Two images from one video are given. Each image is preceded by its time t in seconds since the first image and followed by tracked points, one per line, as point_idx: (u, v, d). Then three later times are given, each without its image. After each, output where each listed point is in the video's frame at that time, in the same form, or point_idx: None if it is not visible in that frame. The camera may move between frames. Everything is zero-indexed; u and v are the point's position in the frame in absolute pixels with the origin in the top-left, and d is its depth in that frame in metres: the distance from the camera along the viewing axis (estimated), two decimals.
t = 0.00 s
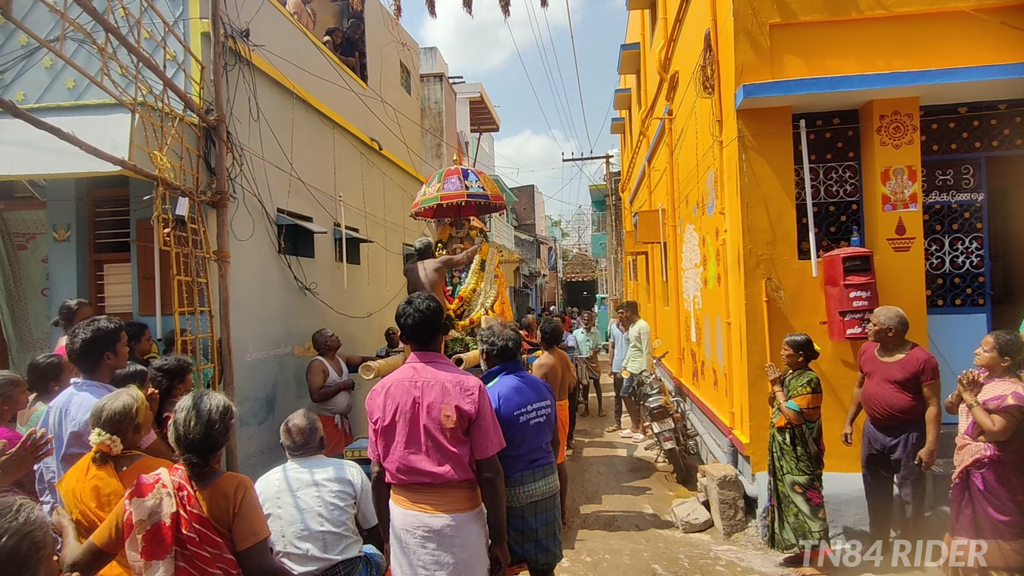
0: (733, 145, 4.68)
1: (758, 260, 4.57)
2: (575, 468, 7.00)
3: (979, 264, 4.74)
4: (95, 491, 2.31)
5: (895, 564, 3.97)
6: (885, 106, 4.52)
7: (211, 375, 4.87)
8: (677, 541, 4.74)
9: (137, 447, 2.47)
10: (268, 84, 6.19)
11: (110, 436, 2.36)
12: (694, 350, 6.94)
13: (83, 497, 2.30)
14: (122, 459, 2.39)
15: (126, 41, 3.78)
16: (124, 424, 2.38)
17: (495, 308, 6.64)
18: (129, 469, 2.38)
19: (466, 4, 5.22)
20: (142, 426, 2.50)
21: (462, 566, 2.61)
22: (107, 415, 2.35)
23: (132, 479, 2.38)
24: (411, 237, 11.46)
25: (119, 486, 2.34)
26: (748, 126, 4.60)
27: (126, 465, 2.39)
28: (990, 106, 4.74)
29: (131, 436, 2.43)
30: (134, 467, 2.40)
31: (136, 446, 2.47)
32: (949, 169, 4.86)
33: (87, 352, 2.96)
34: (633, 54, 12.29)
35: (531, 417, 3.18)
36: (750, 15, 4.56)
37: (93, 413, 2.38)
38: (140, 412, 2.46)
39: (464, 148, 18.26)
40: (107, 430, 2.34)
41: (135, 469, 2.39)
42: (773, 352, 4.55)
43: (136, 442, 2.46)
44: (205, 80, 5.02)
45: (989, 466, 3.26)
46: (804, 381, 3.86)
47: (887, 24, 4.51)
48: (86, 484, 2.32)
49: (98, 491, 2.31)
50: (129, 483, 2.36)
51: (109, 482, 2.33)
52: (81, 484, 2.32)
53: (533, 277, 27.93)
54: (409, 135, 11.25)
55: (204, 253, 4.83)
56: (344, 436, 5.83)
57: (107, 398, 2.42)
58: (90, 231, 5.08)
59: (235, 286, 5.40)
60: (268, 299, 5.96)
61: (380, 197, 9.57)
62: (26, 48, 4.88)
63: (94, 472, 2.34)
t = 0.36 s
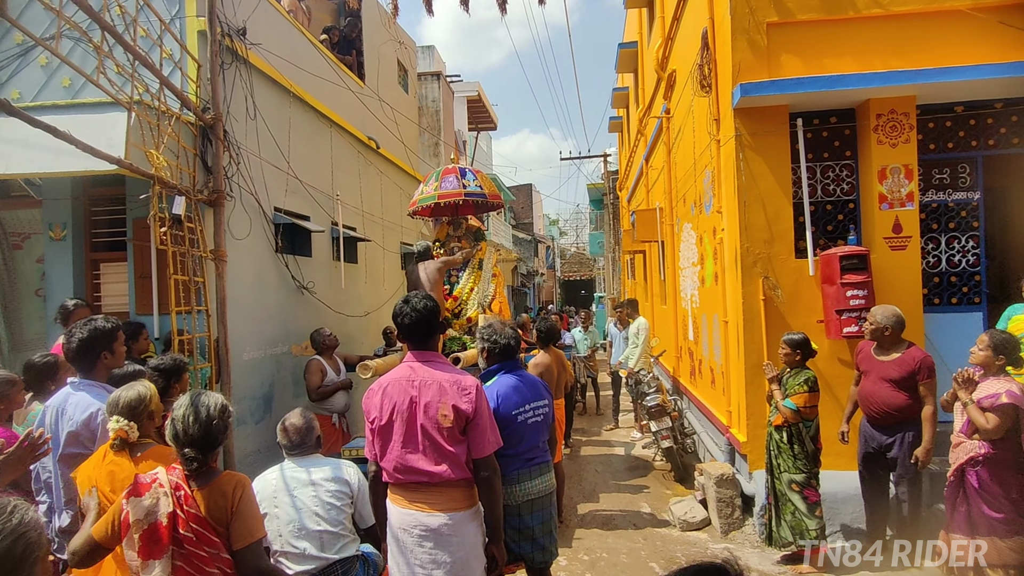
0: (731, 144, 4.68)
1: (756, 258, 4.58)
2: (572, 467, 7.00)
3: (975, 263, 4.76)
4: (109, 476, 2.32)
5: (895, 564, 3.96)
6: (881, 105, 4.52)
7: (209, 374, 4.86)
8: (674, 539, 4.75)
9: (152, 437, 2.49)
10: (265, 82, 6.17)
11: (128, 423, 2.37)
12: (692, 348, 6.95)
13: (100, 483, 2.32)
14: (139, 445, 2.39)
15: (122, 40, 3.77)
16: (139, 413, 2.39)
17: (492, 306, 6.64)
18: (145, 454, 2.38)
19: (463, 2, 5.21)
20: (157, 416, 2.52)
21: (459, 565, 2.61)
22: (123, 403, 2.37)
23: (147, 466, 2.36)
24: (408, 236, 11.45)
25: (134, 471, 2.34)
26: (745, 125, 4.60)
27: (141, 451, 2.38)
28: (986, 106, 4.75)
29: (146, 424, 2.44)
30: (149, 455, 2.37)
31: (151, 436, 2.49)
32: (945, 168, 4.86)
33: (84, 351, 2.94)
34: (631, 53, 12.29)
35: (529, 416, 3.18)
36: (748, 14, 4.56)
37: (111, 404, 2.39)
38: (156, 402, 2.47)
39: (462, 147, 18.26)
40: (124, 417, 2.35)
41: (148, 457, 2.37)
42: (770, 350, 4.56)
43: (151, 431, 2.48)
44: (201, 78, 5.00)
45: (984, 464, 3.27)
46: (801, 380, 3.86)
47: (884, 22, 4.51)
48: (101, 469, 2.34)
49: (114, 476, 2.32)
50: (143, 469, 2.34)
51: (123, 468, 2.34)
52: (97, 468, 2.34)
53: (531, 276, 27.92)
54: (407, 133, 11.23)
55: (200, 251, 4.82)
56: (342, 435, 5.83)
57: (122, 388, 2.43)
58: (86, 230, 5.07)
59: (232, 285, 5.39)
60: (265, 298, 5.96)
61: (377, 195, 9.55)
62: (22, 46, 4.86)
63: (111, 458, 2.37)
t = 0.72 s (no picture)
0: (729, 144, 4.69)
1: (754, 258, 4.58)
2: (571, 466, 7.00)
3: (973, 263, 4.76)
4: (110, 473, 2.35)
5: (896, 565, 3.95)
6: (879, 105, 4.53)
7: (207, 375, 4.86)
8: (673, 539, 4.75)
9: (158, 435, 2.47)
10: (263, 83, 6.17)
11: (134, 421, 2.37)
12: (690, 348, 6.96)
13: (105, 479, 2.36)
14: (141, 444, 2.38)
15: (119, 40, 3.76)
16: (144, 410, 2.39)
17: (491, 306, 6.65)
18: (145, 453, 2.36)
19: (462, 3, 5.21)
20: (166, 413, 2.51)
21: (457, 565, 2.62)
22: (128, 400, 2.37)
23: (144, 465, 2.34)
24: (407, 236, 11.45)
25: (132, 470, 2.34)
26: (744, 125, 4.61)
27: (140, 452, 2.36)
28: (984, 106, 4.76)
29: (152, 422, 2.43)
30: (147, 455, 2.35)
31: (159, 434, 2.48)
32: (943, 168, 4.87)
33: (83, 351, 2.94)
34: (630, 53, 12.30)
35: (528, 416, 3.19)
36: (746, 14, 4.56)
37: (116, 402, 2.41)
38: (163, 400, 2.47)
39: (461, 147, 18.27)
40: (129, 414, 2.36)
41: (147, 457, 2.35)
42: (768, 350, 4.56)
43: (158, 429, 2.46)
44: (199, 79, 5.00)
45: (981, 463, 3.26)
46: (800, 379, 3.86)
47: (882, 23, 4.52)
48: (107, 464, 2.39)
49: (116, 473, 2.34)
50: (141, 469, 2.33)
51: (123, 466, 2.35)
52: (105, 463, 2.39)
53: (530, 276, 27.92)
54: (405, 133, 11.23)
55: (199, 252, 4.82)
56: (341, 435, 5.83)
57: (129, 386, 2.43)
58: (84, 230, 5.07)
59: (231, 285, 5.39)
60: (264, 298, 5.96)
61: (376, 196, 9.56)
62: (20, 47, 4.86)
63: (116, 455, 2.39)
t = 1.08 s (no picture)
0: (729, 144, 4.69)
1: (754, 258, 4.59)
2: (571, 466, 7.01)
3: (973, 264, 4.77)
4: (106, 479, 2.35)
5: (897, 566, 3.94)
6: (879, 106, 4.53)
7: (208, 374, 4.87)
8: (672, 538, 4.76)
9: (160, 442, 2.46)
10: (264, 82, 6.17)
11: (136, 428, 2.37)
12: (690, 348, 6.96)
13: (98, 483, 2.36)
14: (141, 451, 2.38)
15: (120, 40, 3.76)
16: (148, 416, 2.39)
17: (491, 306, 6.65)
18: (144, 462, 2.37)
19: (463, 3, 5.21)
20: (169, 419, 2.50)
21: (456, 563, 2.63)
22: (131, 407, 2.37)
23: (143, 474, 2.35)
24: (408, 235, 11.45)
25: (129, 478, 2.34)
26: (744, 125, 4.61)
27: (140, 460, 2.36)
28: (984, 106, 4.76)
29: (155, 429, 2.43)
30: (145, 464, 2.35)
31: (161, 441, 2.47)
32: (943, 169, 4.87)
33: (83, 351, 2.95)
34: (630, 52, 12.31)
35: (528, 416, 3.19)
36: (746, 15, 4.56)
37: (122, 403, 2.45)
38: (165, 407, 2.46)
39: (461, 147, 18.27)
40: (132, 422, 2.35)
41: (147, 466, 2.35)
42: (768, 350, 4.57)
43: (160, 435, 2.45)
44: (200, 78, 5.00)
45: (980, 464, 3.28)
46: (800, 378, 3.87)
47: (882, 23, 4.52)
48: (104, 469, 2.38)
49: (112, 479, 2.35)
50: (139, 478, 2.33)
51: (120, 473, 2.35)
52: (100, 466, 2.39)
53: (530, 276, 27.92)
54: (406, 133, 11.23)
55: (200, 251, 4.83)
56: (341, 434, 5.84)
57: (138, 388, 2.43)
58: (85, 229, 5.07)
59: (232, 285, 5.40)
60: (265, 298, 5.97)
61: (377, 195, 9.56)
62: (21, 46, 4.86)
63: (112, 460, 2.39)
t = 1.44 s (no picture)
0: (730, 143, 4.69)
1: (755, 257, 4.58)
2: (572, 465, 7.02)
3: (974, 263, 4.77)
4: (79, 482, 2.37)
5: (896, 565, 3.96)
6: (882, 105, 4.52)
7: (209, 371, 4.88)
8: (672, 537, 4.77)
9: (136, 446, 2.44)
10: (266, 81, 6.17)
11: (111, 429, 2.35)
12: (691, 347, 6.96)
13: (73, 484, 2.38)
14: (115, 453, 2.37)
15: (122, 38, 3.77)
16: (123, 419, 2.36)
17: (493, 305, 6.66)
18: (115, 466, 2.35)
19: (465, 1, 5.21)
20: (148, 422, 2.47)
21: (456, 561, 2.63)
22: (107, 408, 2.34)
23: (114, 480, 2.34)
24: (409, 234, 11.45)
25: (99, 482, 2.33)
26: (745, 124, 4.60)
27: (113, 464, 2.35)
28: (987, 106, 4.75)
29: (131, 432, 2.40)
30: (117, 470, 2.34)
31: (137, 443, 2.44)
32: (945, 168, 4.86)
33: (85, 348, 2.96)
34: (632, 51, 12.33)
35: (528, 414, 3.20)
36: (748, 14, 4.56)
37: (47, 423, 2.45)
38: (143, 408, 2.42)
39: (463, 146, 18.27)
40: (105, 422, 2.33)
41: (117, 470, 2.34)
42: (769, 349, 4.57)
43: (136, 439, 2.42)
44: (202, 76, 5.01)
45: (981, 464, 3.28)
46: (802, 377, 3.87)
47: (885, 22, 4.51)
48: (79, 472, 2.39)
49: (85, 481, 2.35)
50: (110, 484, 2.32)
51: (92, 477, 2.35)
52: (78, 467, 2.40)
53: (531, 275, 27.93)
54: (407, 132, 11.23)
55: (201, 249, 4.84)
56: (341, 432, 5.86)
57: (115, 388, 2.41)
58: (88, 227, 5.09)
59: (233, 283, 5.41)
60: (266, 296, 5.98)
61: (378, 194, 9.57)
62: (24, 44, 4.87)
63: (88, 461, 2.39)
